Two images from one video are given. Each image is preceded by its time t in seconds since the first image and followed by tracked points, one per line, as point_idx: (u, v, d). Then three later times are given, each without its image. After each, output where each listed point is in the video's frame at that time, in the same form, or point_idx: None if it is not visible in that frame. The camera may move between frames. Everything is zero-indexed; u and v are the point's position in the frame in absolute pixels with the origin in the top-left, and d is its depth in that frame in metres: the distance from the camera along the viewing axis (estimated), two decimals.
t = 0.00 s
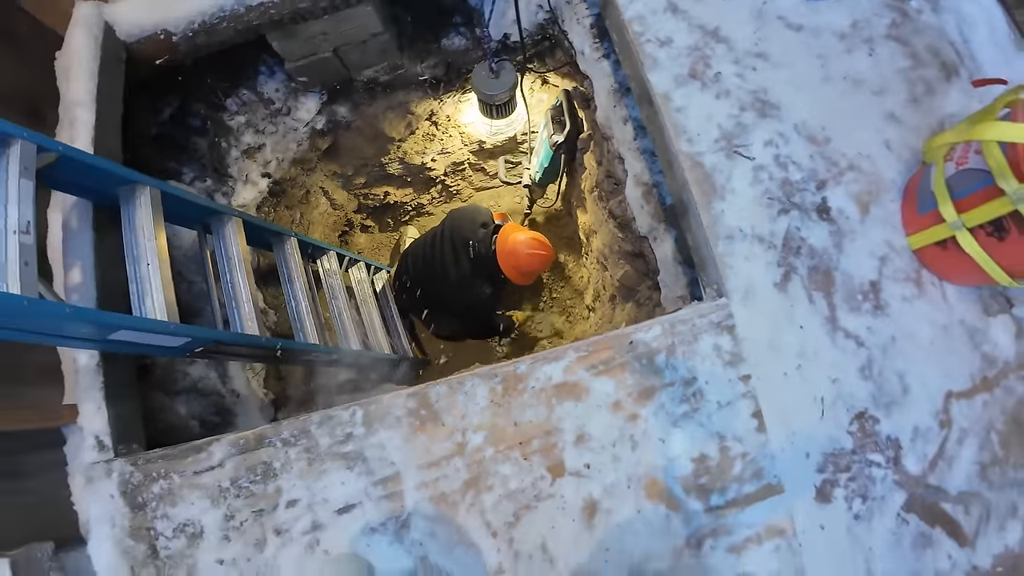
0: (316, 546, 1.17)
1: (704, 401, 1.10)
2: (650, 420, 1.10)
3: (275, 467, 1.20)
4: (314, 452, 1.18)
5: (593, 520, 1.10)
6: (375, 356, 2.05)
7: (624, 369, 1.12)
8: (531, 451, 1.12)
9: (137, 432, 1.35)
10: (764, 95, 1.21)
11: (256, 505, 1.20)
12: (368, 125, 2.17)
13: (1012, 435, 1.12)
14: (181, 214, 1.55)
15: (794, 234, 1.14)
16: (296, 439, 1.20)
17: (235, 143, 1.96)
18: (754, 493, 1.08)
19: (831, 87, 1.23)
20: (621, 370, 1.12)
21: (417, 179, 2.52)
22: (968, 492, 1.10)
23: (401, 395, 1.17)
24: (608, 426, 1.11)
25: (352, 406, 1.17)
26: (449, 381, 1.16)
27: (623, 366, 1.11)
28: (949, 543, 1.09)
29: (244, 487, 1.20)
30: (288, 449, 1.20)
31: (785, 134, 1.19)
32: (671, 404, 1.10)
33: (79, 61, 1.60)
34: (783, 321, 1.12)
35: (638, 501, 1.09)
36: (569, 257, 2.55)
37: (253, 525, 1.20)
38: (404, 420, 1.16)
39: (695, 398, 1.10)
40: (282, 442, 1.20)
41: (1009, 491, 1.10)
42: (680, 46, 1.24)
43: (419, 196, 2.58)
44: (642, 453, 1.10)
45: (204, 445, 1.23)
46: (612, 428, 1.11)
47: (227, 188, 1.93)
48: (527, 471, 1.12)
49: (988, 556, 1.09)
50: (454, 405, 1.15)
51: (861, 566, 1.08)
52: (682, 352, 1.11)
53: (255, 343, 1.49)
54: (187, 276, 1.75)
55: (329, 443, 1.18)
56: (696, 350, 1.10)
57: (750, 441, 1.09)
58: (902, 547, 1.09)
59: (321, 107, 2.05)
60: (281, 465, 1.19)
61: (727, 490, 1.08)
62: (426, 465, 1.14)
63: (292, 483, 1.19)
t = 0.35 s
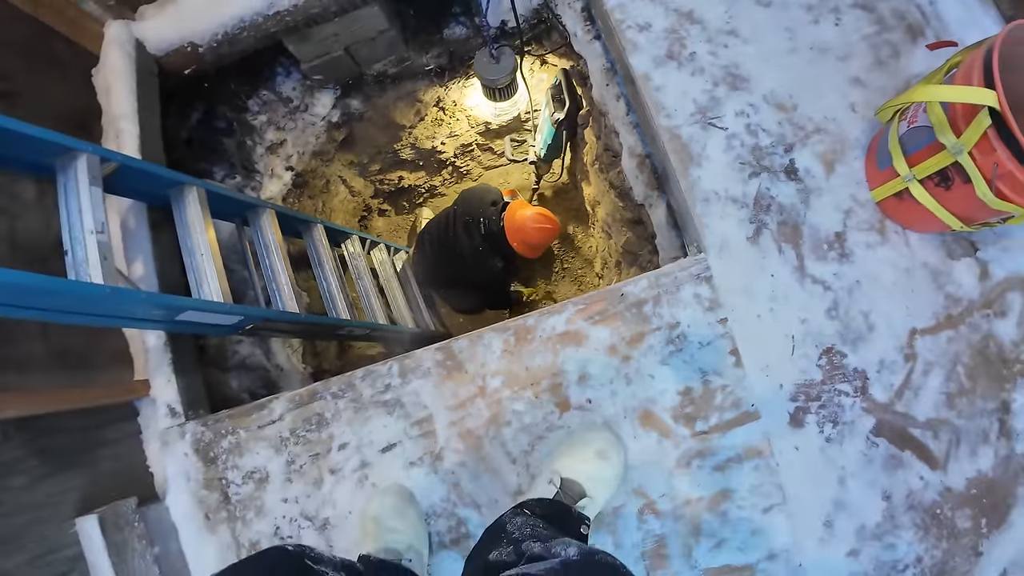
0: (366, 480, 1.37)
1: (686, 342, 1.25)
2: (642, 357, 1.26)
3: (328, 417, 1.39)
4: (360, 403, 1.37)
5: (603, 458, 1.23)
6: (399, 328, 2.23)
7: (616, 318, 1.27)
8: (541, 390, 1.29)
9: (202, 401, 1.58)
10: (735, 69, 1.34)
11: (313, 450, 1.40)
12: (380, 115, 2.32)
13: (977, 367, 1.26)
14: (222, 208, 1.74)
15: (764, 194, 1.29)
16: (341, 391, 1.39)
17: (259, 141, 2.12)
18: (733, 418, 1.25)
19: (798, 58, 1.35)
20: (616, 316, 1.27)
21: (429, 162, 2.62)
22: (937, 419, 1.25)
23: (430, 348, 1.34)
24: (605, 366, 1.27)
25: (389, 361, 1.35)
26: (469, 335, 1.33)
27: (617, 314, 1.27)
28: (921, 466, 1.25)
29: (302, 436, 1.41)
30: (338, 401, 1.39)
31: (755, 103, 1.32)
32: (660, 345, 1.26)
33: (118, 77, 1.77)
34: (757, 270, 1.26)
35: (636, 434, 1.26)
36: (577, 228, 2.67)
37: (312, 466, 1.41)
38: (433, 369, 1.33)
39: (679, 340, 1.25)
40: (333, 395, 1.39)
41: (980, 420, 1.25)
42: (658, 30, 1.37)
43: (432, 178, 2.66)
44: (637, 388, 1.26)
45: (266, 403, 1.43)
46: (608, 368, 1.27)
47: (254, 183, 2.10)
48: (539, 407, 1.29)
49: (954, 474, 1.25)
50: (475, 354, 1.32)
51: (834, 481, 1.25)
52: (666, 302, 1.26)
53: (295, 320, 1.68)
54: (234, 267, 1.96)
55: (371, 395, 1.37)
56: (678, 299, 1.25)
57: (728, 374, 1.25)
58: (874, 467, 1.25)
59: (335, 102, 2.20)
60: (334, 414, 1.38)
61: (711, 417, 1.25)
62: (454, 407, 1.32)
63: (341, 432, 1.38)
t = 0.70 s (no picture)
0: (353, 457, 1.41)
1: (668, 339, 1.30)
2: (625, 352, 1.31)
3: (318, 393, 1.42)
4: (350, 380, 1.40)
5: (582, 450, 1.26)
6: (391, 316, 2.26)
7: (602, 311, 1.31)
8: (526, 377, 1.33)
9: (195, 372, 1.61)
10: (730, 79, 1.39)
11: (302, 424, 1.44)
12: (383, 103, 2.34)
13: (949, 379, 1.32)
14: (225, 186, 1.78)
15: (751, 201, 1.33)
16: (332, 368, 1.42)
17: (263, 121, 2.15)
18: (708, 414, 1.30)
19: (792, 71, 1.40)
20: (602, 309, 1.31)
21: (429, 152, 2.63)
22: (905, 426, 1.31)
23: (421, 331, 1.37)
24: (590, 357, 1.32)
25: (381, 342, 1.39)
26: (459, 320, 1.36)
27: (603, 307, 1.31)
28: (888, 470, 1.31)
29: (293, 410, 1.44)
30: (328, 377, 1.42)
31: (747, 113, 1.37)
32: (642, 340, 1.30)
33: (129, 52, 1.81)
34: (740, 272, 1.31)
35: (616, 425, 1.31)
36: (572, 225, 2.69)
37: (300, 441, 1.45)
38: (423, 352, 1.37)
39: (660, 336, 1.30)
40: (325, 372, 1.42)
41: (948, 430, 1.31)
42: (658, 37, 1.42)
43: (431, 168, 2.68)
44: (618, 379, 1.31)
45: (259, 376, 1.47)
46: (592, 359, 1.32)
47: (256, 162, 2.12)
48: (524, 394, 1.34)
49: (919, 479, 1.31)
50: (464, 339, 1.35)
51: (802, 479, 1.30)
52: (651, 300, 1.30)
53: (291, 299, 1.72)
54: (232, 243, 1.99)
55: (360, 374, 1.40)
56: (662, 295, 1.30)
57: (706, 371, 1.30)
58: (842, 469, 1.31)
59: (340, 87, 2.23)
60: (324, 391, 1.42)
61: (687, 412, 1.30)
62: (442, 389, 1.36)
63: (330, 409, 1.42)
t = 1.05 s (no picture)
0: (300, 451, 1.38)
1: (630, 357, 1.30)
2: (586, 368, 1.30)
3: (271, 382, 1.38)
4: (305, 371, 1.37)
5: (538, 464, 1.26)
6: (357, 314, 2.22)
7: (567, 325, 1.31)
8: (485, 384, 1.32)
9: (146, 348, 1.55)
10: (712, 110, 1.41)
11: (251, 413, 1.40)
12: (372, 99, 2.30)
13: (900, 420, 1.35)
14: (199, 163, 1.73)
15: (722, 230, 1.35)
16: (288, 358, 1.38)
17: (247, 104, 2.10)
18: (663, 436, 1.30)
19: (772, 108, 1.44)
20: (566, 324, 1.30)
21: (414, 154, 2.65)
22: (855, 462, 1.34)
23: (383, 328, 1.35)
24: (550, 368, 1.31)
25: (341, 336, 1.35)
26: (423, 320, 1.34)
27: (567, 320, 1.30)
28: (835, 505, 1.33)
29: (243, 398, 1.40)
30: (282, 367, 1.38)
31: (726, 144, 1.39)
32: (603, 356, 1.30)
33: (118, 18, 1.75)
34: (706, 299, 1.33)
35: (571, 440, 1.31)
36: (550, 241, 2.72)
37: (248, 430, 1.40)
38: (382, 349, 1.34)
39: (622, 354, 1.30)
40: (279, 361, 1.38)
41: (896, 470, 1.34)
42: (647, 62, 1.44)
43: (414, 170, 2.72)
44: (576, 394, 1.31)
45: (211, 359, 1.42)
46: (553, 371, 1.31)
47: (235, 144, 2.07)
48: (480, 400, 1.32)
49: (865, 516, 1.33)
50: (426, 340, 1.33)
51: (750, 508, 1.31)
52: (618, 317, 1.30)
53: (254, 285, 1.68)
54: (201, 224, 1.95)
55: (316, 366, 1.37)
56: (628, 313, 1.30)
57: (664, 393, 1.30)
58: (789, 500, 1.32)
59: (329, 79, 2.19)
60: (276, 381, 1.38)
61: (642, 432, 1.30)
62: (398, 388, 1.34)
63: (282, 399, 1.38)
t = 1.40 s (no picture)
0: (280, 468, 1.39)
1: (609, 393, 1.33)
2: (567, 400, 1.33)
3: (255, 398, 1.40)
4: (290, 390, 1.38)
5: (558, 471, 1.29)
6: (345, 327, 2.25)
7: (549, 358, 1.34)
8: (466, 412, 1.34)
9: (132, 355, 1.56)
10: (702, 155, 1.46)
11: (234, 428, 1.41)
12: (373, 115, 2.34)
13: (870, 465, 1.38)
14: (197, 172, 1.75)
15: (705, 273, 1.39)
16: (274, 375, 1.39)
17: (250, 114, 2.13)
18: (639, 471, 1.32)
19: (759, 154, 1.48)
20: (548, 358, 1.33)
21: (410, 171, 2.67)
22: (824, 506, 1.36)
23: (369, 351, 1.37)
24: (530, 399, 1.33)
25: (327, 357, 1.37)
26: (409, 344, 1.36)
27: (550, 353, 1.33)
28: (804, 546, 1.35)
29: (226, 412, 1.41)
30: (267, 384, 1.40)
31: (713, 189, 1.44)
32: (583, 391, 1.33)
33: (127, 24, 1.71)
34: (687, 339, 1.36)
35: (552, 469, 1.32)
36: (541, 263, 2.76)
37: (229, 444, 1.41)
38: (366, 372, 1.36)
39: (602, 390, 1.33)
40: (264, 378, 1.39)
41: (865, 514, 1.37)
42: (641, 104, 1.49)
43: (411, 187, 2.75)
44: (553, 426, 1.33)
45: (197, 372, 1.44)
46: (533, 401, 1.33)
47: (235, 152, 2.09)
48: (461, 428, 1.34)
49: (833, 559, 1.36)
50: (411, 365, 1.36)
51: (720, 546, 1.33)
52: (598, 353, 1.33)
53: (244, 297, 1.70)
54: (196, 232, 1.96)
55: (300, 385, 1.38)
56: (609, 349, 1.33)
57: (641, 430, 1.32)
58: (758, 540, 1.34)
59: (333, 94, 2.23)
60: (260, 397, 1.39)
61: (618, 466, 1.32)
62: (380, 412, 1.36)
63: (265, 415, 1.39)
